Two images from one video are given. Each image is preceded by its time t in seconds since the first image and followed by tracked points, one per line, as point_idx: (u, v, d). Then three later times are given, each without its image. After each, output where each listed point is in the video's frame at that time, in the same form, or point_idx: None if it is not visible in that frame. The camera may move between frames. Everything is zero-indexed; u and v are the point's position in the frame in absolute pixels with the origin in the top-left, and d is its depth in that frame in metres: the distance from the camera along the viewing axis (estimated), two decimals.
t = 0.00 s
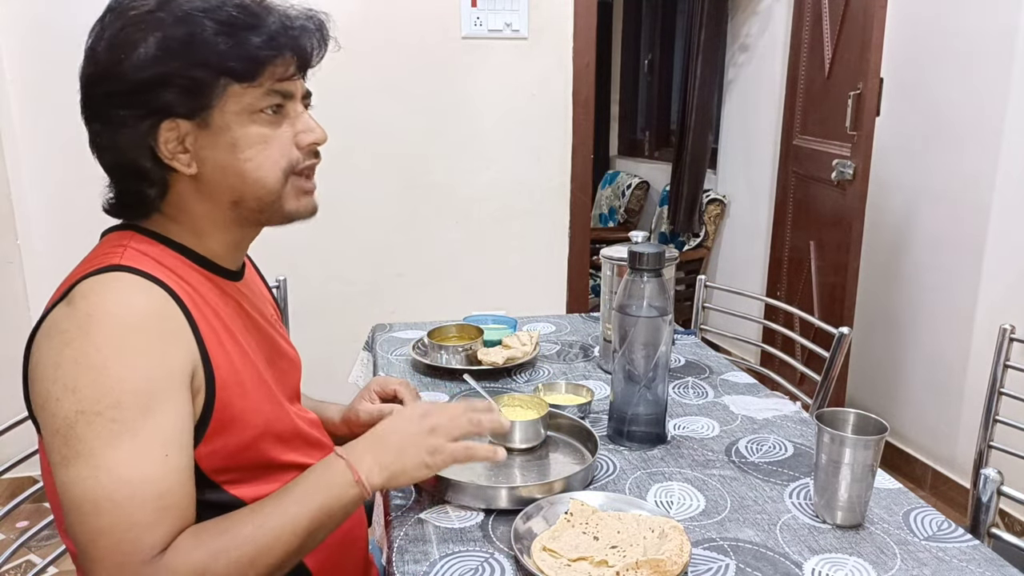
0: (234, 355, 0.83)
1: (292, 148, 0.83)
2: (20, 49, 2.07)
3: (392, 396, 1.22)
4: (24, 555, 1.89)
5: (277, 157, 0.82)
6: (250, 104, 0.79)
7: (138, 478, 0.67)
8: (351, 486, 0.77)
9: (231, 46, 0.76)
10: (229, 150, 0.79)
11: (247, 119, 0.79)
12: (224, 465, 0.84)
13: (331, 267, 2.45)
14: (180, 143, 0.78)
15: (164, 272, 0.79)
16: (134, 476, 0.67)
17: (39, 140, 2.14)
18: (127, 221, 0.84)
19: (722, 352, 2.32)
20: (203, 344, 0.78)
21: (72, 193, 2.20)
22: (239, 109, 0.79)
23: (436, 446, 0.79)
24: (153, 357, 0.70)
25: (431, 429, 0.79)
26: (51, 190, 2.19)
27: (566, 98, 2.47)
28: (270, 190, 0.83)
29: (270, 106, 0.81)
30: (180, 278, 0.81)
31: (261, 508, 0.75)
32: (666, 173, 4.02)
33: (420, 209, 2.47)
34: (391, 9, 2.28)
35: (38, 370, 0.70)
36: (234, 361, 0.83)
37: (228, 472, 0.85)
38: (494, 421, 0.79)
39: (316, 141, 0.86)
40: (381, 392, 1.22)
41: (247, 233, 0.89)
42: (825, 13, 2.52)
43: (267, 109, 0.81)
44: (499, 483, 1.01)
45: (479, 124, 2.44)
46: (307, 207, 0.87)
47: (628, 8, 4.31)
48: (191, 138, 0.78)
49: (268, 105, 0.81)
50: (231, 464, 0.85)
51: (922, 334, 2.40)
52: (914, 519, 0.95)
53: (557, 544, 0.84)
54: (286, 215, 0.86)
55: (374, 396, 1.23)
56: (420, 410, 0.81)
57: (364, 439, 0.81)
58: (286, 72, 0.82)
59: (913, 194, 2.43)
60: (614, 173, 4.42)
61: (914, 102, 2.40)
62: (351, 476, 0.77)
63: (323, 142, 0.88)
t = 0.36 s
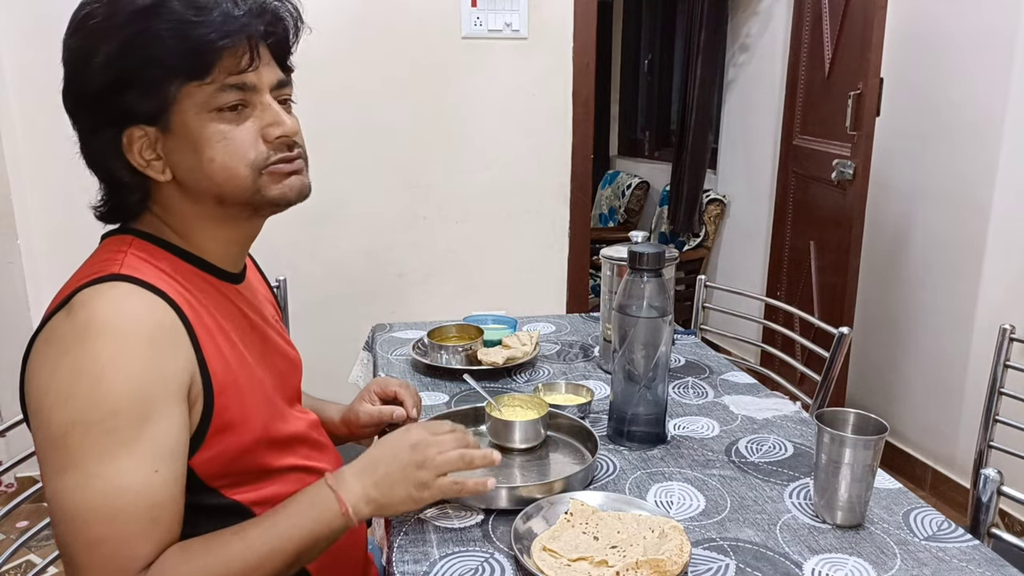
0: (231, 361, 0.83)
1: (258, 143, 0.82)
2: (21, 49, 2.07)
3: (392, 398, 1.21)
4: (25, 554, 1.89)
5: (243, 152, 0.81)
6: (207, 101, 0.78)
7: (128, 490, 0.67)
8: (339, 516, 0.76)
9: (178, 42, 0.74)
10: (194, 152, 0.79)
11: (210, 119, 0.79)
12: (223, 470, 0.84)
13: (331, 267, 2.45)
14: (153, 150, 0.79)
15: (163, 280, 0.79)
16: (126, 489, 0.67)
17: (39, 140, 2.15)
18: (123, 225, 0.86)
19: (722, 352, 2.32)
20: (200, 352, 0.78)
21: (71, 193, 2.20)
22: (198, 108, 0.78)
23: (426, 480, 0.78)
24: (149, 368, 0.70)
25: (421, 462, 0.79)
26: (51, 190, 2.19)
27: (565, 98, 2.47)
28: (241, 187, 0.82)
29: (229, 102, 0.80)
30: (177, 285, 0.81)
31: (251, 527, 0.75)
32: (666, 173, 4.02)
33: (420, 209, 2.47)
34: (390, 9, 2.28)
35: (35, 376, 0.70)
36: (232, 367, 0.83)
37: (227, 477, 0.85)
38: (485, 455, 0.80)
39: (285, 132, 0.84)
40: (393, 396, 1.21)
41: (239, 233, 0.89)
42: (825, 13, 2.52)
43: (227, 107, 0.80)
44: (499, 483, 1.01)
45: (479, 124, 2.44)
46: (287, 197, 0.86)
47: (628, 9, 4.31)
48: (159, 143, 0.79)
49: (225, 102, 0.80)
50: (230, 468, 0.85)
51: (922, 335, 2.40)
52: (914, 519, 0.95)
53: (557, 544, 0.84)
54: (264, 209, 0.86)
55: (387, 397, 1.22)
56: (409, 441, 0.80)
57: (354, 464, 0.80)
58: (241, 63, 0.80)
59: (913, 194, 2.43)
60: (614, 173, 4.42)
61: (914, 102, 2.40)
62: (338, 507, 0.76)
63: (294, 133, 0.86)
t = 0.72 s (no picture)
0: (222, 383, 0.83)
1: (252, 156, 0.82)
2: (21, 49, 2.07)
3: (394, 405, 1.22)
4: (24, 554, 1.89)
5: (234, 165, 0.81)
6: (197, 110, 0.78)
7: (122, 530, 0.67)
8: (343, 546, 0.82)
9: (168, 47, 0.74)
10: (183, 162, 0.79)
11: (201, 129, 0.79)
12: (217, 492, 0.84)
13: (331, 267, 2.45)
14: (141, 158, 0.79)
15: (151, 306, 0.78)
16: (120, 528, 0.67)
17: (39, 140, 2.15)
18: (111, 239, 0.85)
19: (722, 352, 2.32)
20: (192, 380, 0.78)
21: (71, 193, 2.20)
22: (187, 117, 0.78)
23: (427, 512, 0.85)
24: (138, 402, 0.69)
25: (420, 494, 0.85)
26: (51, 190, 2.19)
27: (565, 98, 2.47)
28: (231, 199, 0.82)
29: (221, 112, 0.80)
30: (169, 313, 0.80)
31: (251, 559, 0.79)
32: (666, 173, 4.02)
33: (419, 209, 2.47)
34: (390, 9, 2.28)
35: (24, 413, 0.69)
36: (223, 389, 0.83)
37: (223, 497, 0.85)
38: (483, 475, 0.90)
39: (279, 145, 0.84)
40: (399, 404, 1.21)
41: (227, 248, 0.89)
42: (825, 13, 2.52)
43: (219, 117, 0.80)
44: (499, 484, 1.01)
45: (479, 124, 2.44)
46: (279, 211, 0.86)
47: (628, 9, 4.32)
48: (147, 150, 0.79)
49: (216, 112, 0.80)
50: (225, 489, 0.85)
51: (922, 335, 2.40)
52: (914, 519, 0.95)
53: (557, 545, 0.84)
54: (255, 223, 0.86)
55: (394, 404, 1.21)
56: (409, 472, 0.85)
57: (355, 491, 0.85)
58: (236, 72, 0.80)
59: (913, 193, 2.43)
60: (614, 173, 4.42)
61: (914, 102, 2.40)
62: (341, 538, 0.81)
63: (289, 147, 0.85)
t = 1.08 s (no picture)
0: (217, 384, 0.83)
1: (317, 168, 0.88)
2: (20, 49, 2.07)
3: (394, 405, 1.22)
4: (25, 555, 1.89)
5: (306, 173, 0.86)
6: (294, 120, 0.84)
7: (117, 534, 0.67)
8: (344, 542, 0.83)
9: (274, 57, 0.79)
10: (270, 161, 0.82)
11: (290, 137, 0.84)
12: (212, 494, 0.84)
13: (331, 267, 2.45)
14: (225, 155, 0.79)
15: (140, 308, 0.77)
16: (116, 532, 0.67)
17: (38, 140, 2.15)
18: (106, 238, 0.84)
19: (722, 353, 2.32)
20: (184, 382, 0.77)
21: (71, 193, 2.20)
22: (287, 125, 0.83)
23: (417, 514, 0.84)
24: (130, 407, 0.69)
25: (414, 494, 0.84)
26: (50, 190, 2.19)
27: (566, 98, 2.47)
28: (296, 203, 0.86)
29: (306, 125, 0.86)
30: (163, 315, 0.80)
31: (253, 557, 0.80)
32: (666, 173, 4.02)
33: (420, 209, 2.47)
34: (390, 9, 2.28)
35: (14, 420, 0.69)
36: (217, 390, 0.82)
37: (217, 499, 0.85)
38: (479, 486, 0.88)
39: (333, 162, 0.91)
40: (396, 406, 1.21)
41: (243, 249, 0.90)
42: (825, 12, 2.52)
43: (302, 129, 0.86)
44: (499, 484, 1.01)
45: (479, 124, 2.44)
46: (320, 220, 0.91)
47: (627, 9, 4.32)
48: (237, 145, 0.79)
49: (302, 124, 0.86)
50: (219, 492, 0.85)
51: (922, 335, 2.40)
52: (914, 519, 0.95)
53: (557, 545, 0.84)
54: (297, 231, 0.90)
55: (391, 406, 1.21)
56: (404, 473, 0.85)
57: (355, 490, 0.86)
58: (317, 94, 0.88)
59: (913, 193, 2.43)
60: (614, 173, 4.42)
61: (915, 102, 2.40)
62: (341, 534, 0.83)
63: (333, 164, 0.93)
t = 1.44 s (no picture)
0: (218, 360, 0.83)
1: (301, 164, 0.85)
2: (20, 49, 2.07)
3: (387, 396, 1.21)
4: (24, 555, 1.89)
5: (292, 166, 0.84)
6: (276, 113, 0.81)
7: (120, 493, 0.67)
8: (336, 519, 0.79)
9: (262, 55, 0.78)
10: (249, 154, 0.80)
11: (269, 129, 0.81)
12: (213, 471, 0.84)
13: (331, 267, 2.45)
14: (198, 142, 0.78)
15: (149, 281, 0.78)
16: (119, 490, 0.67)
17: (38, 140, 2.14)
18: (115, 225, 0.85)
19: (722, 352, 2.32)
20: (188, 355, 0.78)
21: (70, 193, 2.20)
22: (265, 118, 0.80)
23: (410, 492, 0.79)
24: (138, 369, 0.70)
25: (405, 471, 0.78)
26: (50, 190, 2.19)
27: (566, 98, 2.47)
28: (281, 198, 0.84)
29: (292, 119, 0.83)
30: (168, 288, 0.80)
31: (247, 529, 0.77)
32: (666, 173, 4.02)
33: (420, 209, 2.47)
34: (390, 9, 2.28)
35: (24, 384, 0.70)
36: (218, 366, 0.82)
37: (216, 478, 0.85)
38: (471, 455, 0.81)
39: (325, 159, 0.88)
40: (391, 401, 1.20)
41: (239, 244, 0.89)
42: (825, 13, 2.52)
43: (286, 124, 0.83)
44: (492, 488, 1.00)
45: (479, 124, 2.44)
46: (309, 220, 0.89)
47: (628, 9, 4.32)
48: (216, 134, 0.78)
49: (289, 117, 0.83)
50: (220, 469, 0.85)
51: (922, 334, 2.40)
52: (914, 519, 0.95)
53: (560, 547, 0.84)
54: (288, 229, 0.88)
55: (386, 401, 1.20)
56: (393, 448, 0.79)
57: (350, 469, 0.82)
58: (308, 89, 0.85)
59: (913, 193, 2.43)
60: (614, 173, 4.42)
61: (915, 102, 2.40)
62: (335, 512, 0.79)
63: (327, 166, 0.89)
